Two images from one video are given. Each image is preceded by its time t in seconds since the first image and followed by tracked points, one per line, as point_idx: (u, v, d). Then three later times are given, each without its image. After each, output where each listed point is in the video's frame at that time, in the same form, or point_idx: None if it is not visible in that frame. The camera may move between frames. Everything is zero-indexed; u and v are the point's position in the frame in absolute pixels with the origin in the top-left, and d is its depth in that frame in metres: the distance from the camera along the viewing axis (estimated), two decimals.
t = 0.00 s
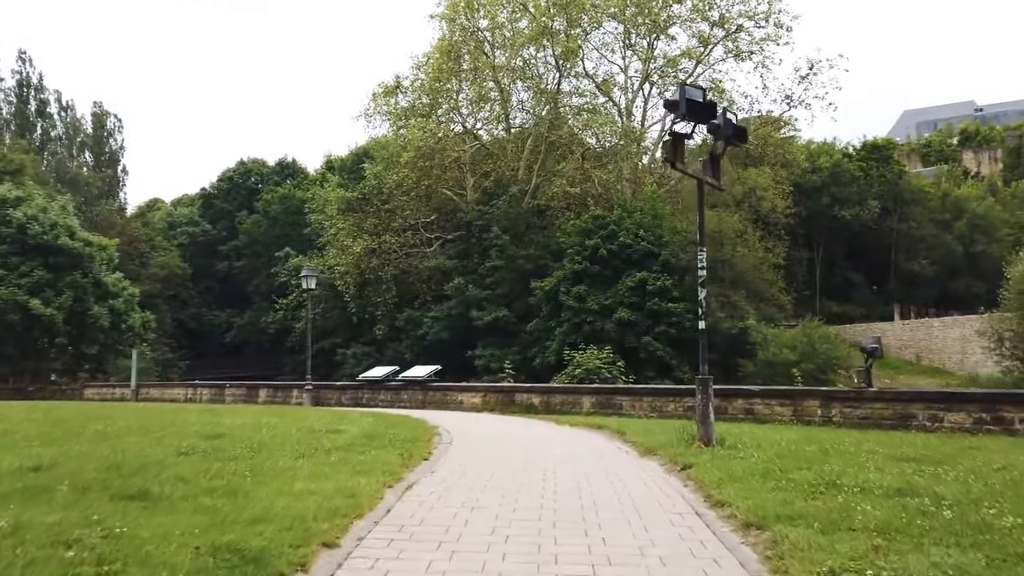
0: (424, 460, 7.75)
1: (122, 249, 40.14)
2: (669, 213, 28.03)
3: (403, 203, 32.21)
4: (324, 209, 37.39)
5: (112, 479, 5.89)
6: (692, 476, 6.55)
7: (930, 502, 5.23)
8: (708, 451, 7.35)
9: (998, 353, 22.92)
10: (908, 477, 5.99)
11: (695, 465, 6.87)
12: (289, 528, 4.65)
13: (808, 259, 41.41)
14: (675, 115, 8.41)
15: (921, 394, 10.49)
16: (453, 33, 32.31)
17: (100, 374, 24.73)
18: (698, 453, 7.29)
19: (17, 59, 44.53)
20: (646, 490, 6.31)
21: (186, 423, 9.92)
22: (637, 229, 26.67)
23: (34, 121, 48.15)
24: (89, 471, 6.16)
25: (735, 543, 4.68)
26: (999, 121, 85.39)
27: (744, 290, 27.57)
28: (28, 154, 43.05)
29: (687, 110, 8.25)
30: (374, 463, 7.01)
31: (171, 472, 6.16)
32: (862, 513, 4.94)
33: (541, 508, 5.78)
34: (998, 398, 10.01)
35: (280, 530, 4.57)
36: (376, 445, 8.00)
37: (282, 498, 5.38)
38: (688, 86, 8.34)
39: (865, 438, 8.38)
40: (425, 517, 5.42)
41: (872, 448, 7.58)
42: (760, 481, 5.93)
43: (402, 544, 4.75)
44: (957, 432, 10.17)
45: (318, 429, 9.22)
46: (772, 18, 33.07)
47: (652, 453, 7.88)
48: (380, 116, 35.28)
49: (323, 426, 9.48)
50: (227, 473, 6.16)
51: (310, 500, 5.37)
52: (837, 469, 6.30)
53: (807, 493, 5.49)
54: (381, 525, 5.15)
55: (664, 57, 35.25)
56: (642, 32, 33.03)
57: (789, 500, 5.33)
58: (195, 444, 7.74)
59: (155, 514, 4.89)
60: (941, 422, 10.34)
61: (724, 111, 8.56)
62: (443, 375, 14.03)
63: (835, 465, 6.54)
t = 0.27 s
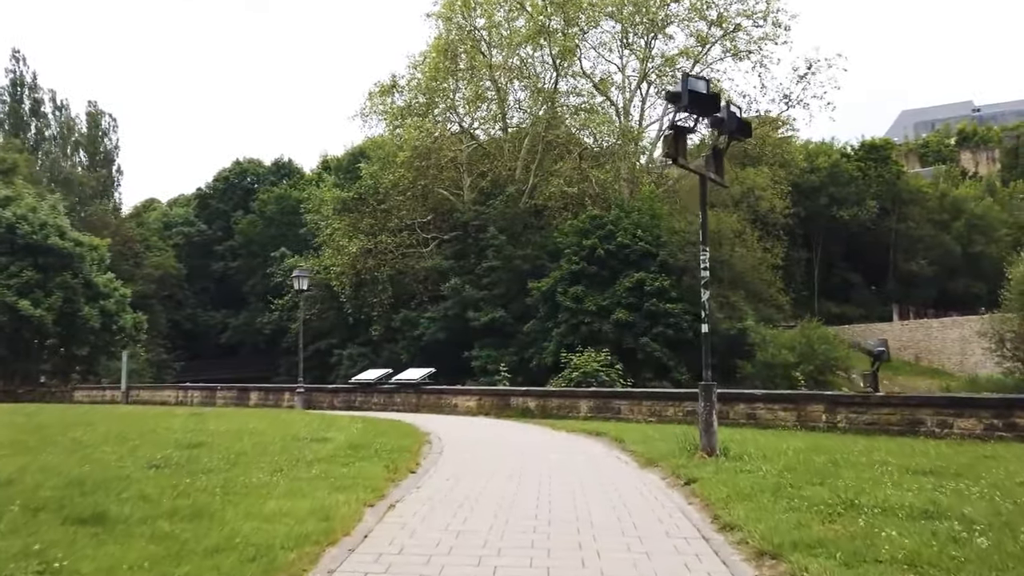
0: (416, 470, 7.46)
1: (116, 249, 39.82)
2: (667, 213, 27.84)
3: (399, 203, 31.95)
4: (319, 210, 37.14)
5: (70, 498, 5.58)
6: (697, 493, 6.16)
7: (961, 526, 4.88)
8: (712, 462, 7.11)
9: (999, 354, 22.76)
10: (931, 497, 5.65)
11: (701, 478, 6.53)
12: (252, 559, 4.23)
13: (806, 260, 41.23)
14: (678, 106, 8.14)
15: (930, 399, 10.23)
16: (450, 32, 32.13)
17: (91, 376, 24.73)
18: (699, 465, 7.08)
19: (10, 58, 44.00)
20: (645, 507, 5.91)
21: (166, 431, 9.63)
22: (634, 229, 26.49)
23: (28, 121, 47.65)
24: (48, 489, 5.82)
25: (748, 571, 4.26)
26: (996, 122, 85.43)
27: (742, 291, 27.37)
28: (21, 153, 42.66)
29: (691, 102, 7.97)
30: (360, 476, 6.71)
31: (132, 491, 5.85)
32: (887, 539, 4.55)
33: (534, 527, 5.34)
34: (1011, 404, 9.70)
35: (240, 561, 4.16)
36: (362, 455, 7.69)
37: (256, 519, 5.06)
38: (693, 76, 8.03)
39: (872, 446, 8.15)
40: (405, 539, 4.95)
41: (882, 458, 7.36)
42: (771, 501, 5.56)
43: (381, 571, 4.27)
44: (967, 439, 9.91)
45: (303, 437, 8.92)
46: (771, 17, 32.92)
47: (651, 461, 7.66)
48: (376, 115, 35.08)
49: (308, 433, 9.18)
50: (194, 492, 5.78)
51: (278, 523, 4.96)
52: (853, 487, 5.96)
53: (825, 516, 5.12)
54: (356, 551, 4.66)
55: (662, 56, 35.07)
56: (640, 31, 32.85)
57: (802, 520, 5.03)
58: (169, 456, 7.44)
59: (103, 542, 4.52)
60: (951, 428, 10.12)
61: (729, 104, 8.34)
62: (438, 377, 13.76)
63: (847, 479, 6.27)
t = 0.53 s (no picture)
0: (406, 480, 7.18)
1: (108, 249, 39.50)
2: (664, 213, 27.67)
3: (394, 203, 31.70)
4: (314, 209, 36.90)
5: (25, 515, 5.28)
6: (700, 511, 5.82)
7: (998, 549, 4.60)
8: (716, 472, 6.87)
9: (999, 355, 22.64)
10: (957, 514, 5.40)
11: (707, 492, 6.26)
12: None
13: (803, 260, 41.10)
14: (680, 97, 7.77)
15: (937, 403, 10.09)
16: (446, 30, 31.96)
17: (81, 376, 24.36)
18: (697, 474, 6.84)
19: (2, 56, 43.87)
20: (644, 526, 5.55)
21: (145, 437, 9.36)
22: (631, 229, 26.31)
23: (21, 119, 47.46)
24: (6, 505, 5.51)
25: None
26: (992, 122, 85.46)
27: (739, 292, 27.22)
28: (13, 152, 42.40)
29: (692, 92, 7.60)
30: (344, 488, 6.41)
31: (91, 507, 5.56)
32: (914, 565, 4.26)
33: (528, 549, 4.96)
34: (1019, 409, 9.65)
35: None
36: (348, 464, 7.40)
37: (227, 540, 4.76)
38: (695, 66, 7.68)
39: (879, 454, 7.93)
40: (389, 566, 4.55)
41: (892, 467, 7.16)
42: (783, 519, 5.27)
43: None
44: (977, 445, 9.76)
45: (288, 444, 8.63)
46: (768, 16, 32.77)
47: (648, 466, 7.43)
48: (371, 114, 34.84)
49: (293, 440, 8.89)
50: (160, 510, 5.43)
51: (246, 548, 4.58)
52: (871, 502, 5.70)
53: (844, 538, 4.84)
54: None
55: (659, 55, 34.90)
56: (636, 30, 32.67)
57: (815, 542, 4.74)
58: (142, 467, 7.14)
59: (49, 569, 4.17)
60: (960, 433, 9.94)
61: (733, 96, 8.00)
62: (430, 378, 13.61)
63: (859, 493, 6.02)
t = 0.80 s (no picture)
0: (389, 493, 6.67)
1: (101, 249, 39.14)
2: (661, 213, 27.48)
3: (389, 202, 31.40)
4: (309, 209, 36.64)
5: None
6: (705, 531, 5.27)
7: None
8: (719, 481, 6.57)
9: (998, 357, 22.49)
10: (989, 541, 4.80)
11: (715, 513, 5.54)
12: None
13: (800, 260, 40.93)
14: (682, 90, 7.42)
15: (947, 410, 9.46)
16: (441, 29, 31.75)
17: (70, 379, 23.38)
18: (704, 491, 6.26)
19: None
20: (650, 547, 5.01)
21: (125, 447, 9.04)
22: (628, 229, 26.11)
23: (13, 118, 47.14)
24: None
25: None
26: (987, 121, 85.60)
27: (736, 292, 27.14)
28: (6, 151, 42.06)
29: (696, 85, 7.27)
30: (318, 505, 5.91)
31: (38, 532, 5.09)
32: None
33: None
34: None
35: None
36: (330, 478, 6.94)
37: (176, 571, 4.25)
38: (698, 56, 7.35)
39: (893, 467, 7.39)
40: None
41: (906, 482, 6.58)
42: (800, 549, 4.64)
43: None
44: (988, 454, 9.09)
45: (270, 456, 8.20)
46: (765, 15, 32.62)
47: (646, 473, 7.15)
48: (366, 113, 34.61)
49: (277, 451, 8.48)
50: (115, 536, 4.96)
51: None
52: (893, 528, 5.08)
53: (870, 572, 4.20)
54: None
55: (656, 54, 34.70)
56: (633, 28, 32.50)
57: (834, 573, 4.20)
58: (108, 482, 6.72)
59: None
60: (970, 443, 9.32)
61: (736, 91, 7.69)
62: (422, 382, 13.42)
63: (878, 514, 5.44)
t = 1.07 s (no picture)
0: (372, 511, 6.17)
1: (95, 249, 38.87)
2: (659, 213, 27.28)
3: (386, 202, 31.16)
4: (305, 209, 36.45)
5: None
6: (715, 555, 4.72)
7: None
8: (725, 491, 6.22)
9: (999, 358, 22.34)
10: None
11: (724, 534, 5.03)
12: None
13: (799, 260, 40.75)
14: (686, 83, 6.87)
15: (958, 415, 8.86)
16: (438, 28, 31.60)
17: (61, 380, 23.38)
18: (712, 505, 5.75)
19: None
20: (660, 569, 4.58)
21: (105, 458, 8.72)
22: (626, 229, 25.90)
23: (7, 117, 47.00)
24: None
25: None
26: (984, 121, 85.78)
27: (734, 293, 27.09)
28: None
29: (701, 77, 6.73)
30: (292, 522, 5.46)
31: None
32: None
33: None
34: None
35: None
36: (312, 490, 6.52)
37: None
38: (703, 46, 6.80)
39: (910, 478, 6.91)
40: None
41: (923, 495, 6.05)
42: None
43: None
44: (1001, 463, 8.46)
45: (253, 466, 7.81)
46: (764, 14, 32.50)
47: (646, 482, 6.89)
48: (363, 113, 34.40)
49: (262, 461, 8.10)
50: (79, 555, 4.55)
51: None
52: (922, 552, 4.48)
53: None
54: None
55: (654, 53, 34.55)
56: (631, 28, 32.34)
57: None
58: (77, 497, 6.35)
59: None
60: (982, 450, 8.68)
61: (745, 83, 7.13)
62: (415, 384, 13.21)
63: (900, 531, 4.95)
